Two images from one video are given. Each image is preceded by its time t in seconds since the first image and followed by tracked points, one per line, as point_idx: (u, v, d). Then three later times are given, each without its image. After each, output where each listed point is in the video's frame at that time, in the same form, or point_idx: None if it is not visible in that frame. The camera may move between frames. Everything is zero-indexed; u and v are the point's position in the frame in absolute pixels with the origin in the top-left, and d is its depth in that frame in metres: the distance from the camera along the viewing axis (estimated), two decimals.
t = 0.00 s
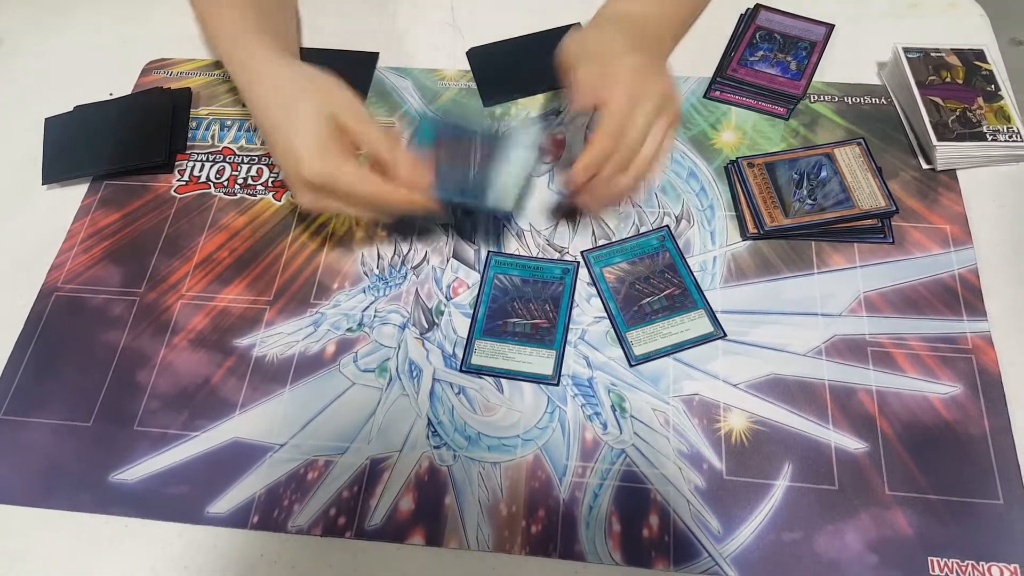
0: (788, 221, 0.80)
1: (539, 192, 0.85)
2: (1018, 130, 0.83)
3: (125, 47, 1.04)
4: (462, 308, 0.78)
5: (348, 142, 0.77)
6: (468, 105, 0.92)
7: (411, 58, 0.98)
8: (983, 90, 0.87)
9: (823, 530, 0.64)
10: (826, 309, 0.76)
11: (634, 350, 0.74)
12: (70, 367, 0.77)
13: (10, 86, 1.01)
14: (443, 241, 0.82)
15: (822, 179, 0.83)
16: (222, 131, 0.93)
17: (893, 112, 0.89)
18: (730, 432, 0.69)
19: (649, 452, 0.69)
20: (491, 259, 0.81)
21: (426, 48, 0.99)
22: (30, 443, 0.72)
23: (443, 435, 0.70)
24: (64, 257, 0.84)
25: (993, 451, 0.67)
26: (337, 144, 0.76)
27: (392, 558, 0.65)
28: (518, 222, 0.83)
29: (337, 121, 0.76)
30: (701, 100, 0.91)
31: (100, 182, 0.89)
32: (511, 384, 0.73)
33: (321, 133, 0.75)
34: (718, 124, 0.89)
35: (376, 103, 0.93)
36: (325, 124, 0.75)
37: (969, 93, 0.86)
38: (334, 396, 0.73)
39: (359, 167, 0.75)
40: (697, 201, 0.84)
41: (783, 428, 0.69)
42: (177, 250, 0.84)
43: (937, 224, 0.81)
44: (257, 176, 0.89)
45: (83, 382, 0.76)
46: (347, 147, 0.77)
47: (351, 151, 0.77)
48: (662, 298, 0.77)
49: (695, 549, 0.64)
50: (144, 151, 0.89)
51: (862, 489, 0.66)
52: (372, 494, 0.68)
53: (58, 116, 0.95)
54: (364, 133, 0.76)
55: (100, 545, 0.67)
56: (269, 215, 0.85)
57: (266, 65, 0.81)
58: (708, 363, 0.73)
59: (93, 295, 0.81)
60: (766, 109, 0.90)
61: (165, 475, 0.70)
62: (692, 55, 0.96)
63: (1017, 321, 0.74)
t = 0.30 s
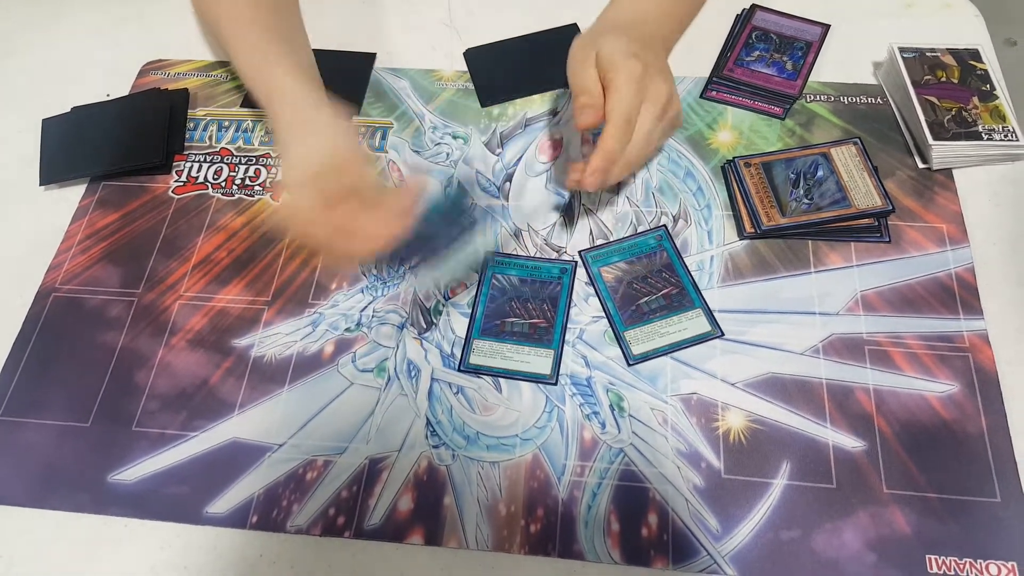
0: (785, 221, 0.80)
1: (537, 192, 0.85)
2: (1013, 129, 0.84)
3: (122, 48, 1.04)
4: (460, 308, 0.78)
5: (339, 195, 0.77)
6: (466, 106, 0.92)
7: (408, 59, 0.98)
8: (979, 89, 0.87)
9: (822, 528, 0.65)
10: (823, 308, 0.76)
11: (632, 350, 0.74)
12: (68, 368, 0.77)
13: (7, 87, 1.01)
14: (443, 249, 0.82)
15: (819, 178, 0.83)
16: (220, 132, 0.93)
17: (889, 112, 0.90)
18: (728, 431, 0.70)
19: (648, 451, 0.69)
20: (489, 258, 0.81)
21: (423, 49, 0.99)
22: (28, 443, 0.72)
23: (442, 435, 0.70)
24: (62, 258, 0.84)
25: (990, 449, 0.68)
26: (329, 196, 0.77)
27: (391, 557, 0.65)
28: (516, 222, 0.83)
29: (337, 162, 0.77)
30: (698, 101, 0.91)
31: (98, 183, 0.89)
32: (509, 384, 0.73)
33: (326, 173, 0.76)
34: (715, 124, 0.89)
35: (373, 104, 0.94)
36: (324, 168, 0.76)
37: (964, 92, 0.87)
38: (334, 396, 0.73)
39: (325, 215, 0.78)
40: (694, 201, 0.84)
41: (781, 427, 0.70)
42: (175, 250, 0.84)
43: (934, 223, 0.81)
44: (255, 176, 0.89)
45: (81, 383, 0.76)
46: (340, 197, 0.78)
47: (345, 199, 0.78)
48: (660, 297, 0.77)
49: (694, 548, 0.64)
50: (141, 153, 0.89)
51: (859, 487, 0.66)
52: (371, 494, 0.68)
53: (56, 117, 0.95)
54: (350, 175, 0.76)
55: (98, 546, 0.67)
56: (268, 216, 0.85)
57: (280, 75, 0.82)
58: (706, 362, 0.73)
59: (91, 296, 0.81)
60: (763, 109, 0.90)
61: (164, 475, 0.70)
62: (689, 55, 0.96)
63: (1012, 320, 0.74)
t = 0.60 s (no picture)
0: (785, 221, 0.80)
1: (537, 191, 0.86)
2: (1013, 131, 0.84)
3: (124, 47, 1.04)
4: (461, 307, 0.78)
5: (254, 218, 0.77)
6: (467, 106, 0.93)
7: (410, 59, 0.98)
8: (979, 91, 0.87)
9: (822, 528, 0.65)
10: (823, 308, 0.76)
11: (631, 349, 0.74)
12: (69, 366, 0.77)
13: (9, 86, 1.01)
14: (445, 247, 0.82)
15: (819, 179, 0.83)
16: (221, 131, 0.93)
17: (888, 113, 0.90)
18: (728, 430, 0.70)
19: (647, 450, 0.69)
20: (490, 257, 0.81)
21: (424, 50, 0.99)
22: (29, 440, 0.73)
23: (442, 434, 0.71)
24: (63, 256, 0.84)
25: (989, 449, 0.68)
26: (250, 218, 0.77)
27: (392, 555, 0.66)
28: (516, 221, 0.84)
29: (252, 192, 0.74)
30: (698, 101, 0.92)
31: (100, 182, 0.90)
32: (509, 383, 0.73)
33: (229, 205, 0.75)
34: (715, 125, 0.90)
35: (374, 104, 0.94)
36: (228, 201, 0.75)
37: (964, 94, 0.87)
38: (334, 394, 0.73)
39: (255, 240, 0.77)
40: (694, 201, 0.84)
41: (781, 427, 0.70)
42: (176, 249, 0.84)
43: (933, 224, 0.81)
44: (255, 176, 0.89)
45: (82, 380, 0.76)
46: (255, 215, 0.77)
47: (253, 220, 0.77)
48: (660, 297, 0.77)
49: (694, 547, 0.64)
50: (143, 151, 0.90)
51: (859, 487, 0.67)
52: (371, 492, 0.68)
53: (58, 116, 0.95)
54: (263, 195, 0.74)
55: (99, 543, 0.67)
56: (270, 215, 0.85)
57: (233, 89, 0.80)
58: (705, 362, 0.73)
59: (92, 294, 0.81)
60: (763, 110, 0.91)
61: (164, 473, 0.70)
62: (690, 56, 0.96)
63: (1012, 321, 0.75)
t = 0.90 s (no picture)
0: (783, 223, 0.80)
1: (535, 192, 0.86)
2: (1010, 134, 0.84)
3: (125, 49, 1.04)
4: (460, 308, 0.78)
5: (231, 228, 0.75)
6: (466, 108, 0.93)
7: (410, 61, 0.99)
8: (976, 94, 0.88)
9: (819, 528, 0.65)
10: (821, 310, 0.76)
11: (629, 350, 0.75)
12: (68, 366, 0.77)
13: (10, 86, 1.02)
14: (444, 249, 0.82)
15: (816, 181, 0.83)
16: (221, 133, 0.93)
17: (886, 116, 0.90)
18: (725, 431, 0.70)
19: (645, 451, 0.69)
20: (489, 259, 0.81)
21: (424, 53, 1.00)
22: (28, 440, 0.73)
23: (441, 434, 0.71)
24: (63, 257, 0.85)
25: (986, 450, 0.68)
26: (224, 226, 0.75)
27: (390, 555, 0.66)
28: (515, 223, 0.84)
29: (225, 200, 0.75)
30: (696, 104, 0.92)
31: (100, 182, 0.90)
32: (508, 383, 0.74)
33: (204, 211, 0.75)
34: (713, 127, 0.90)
35: (374, 105, 0.94)
36: (204, 208, 0.75)
37: (961, 97, 0.87)
38: (333, 395, 0.74)
39: (232, 251, 0.74)
40: (692, 203, 0.84)
41: (778, 428, 0.70)
42: (176, 250, 0.84)
43: (931, 226, 0.82)
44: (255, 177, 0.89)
45: (81, 380, 0.76)
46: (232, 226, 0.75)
47: (230, 230, 0.75)
48: (658, 298, 0.77)
49: (691, 548, 0.65)
50: (143, 152, 0.90)
51: (857, 488, 0.67)
52: (370, 492, 0.68)
53: (58, 117, 0.95)
54: (236, 201, 0.73)
55: (98, 542, 0.67)
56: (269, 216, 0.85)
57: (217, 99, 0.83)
58: (703, 363, 0.74)
59: (92, 295, 0.82)
60: (761, 113, 0.91)
61: (163, 473, 0.70)
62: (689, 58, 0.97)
63: (1008, 323, 0.75)
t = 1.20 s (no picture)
0: (780, 225, 0.81)
1: (534, 193, 0.86)
2: (1007, 136, 0.85)
3: (123, 49, 1.04)
4: (459, 309, 0.78)
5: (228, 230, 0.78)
6: (464, 109, 0.93)
7: (409, 62, 0.99)
8: (973, 96, 0.88)
9: (816, 529, 0.65)
10: (818, 311, 0.77)
11: (628, 351, 0.75)
12: (67, 367, 0.77)
13: (9, 86, 1.02)
14: (444, 250, 0.82)
15: (814, 183, 0.84)
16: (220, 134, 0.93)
17: (884, 117, 0.91)
18: (723, 432, 0.70)
19: (643, 452, 0.69)
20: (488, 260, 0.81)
21: (423, 54, 1.00)
22: (26, 441, 0.73)
23: (439, 435, 0.71)
24: (62, 258, 0.85)
25: (983, 451, 0.68)
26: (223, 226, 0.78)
27: (389, 556, 0.66)
28: (514, 224, 0.84)
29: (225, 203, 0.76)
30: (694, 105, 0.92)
31: (98, 183, 0.90)
32: (507, 384, 0.74)
33: (205, 212, 0.78)
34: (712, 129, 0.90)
35: (373, 106, 0.94)
36: (205, 208, 0.78)
37: (959, 98, 0.88)
38: (331, 396, 0.74)
39: (230, 249, 0.78)
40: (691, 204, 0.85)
41: (776, 429, 0.70)
42: (174, 251, 0.84)
43: (928, 227, 0.82)
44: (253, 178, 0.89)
45: (80, 381, 0.76)
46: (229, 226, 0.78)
47: (229, 229, 0.78)
48: (656, 299, 0.78)
49: (689, 548, 0.65)
50: (142, 153, 0.90)
51: (854, 488, 0.67)
52: (369, 493, 0.68)
53: (56, 118, 0.95)
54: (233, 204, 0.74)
55: (97, 543, 0.67)
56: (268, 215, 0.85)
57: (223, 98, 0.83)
58: (702, 364, 0.74)
59: (90, 295, 0.82)
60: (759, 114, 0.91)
61: (161, 473, 0.70)
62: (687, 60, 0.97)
63: (1005, 324, 0.75)
